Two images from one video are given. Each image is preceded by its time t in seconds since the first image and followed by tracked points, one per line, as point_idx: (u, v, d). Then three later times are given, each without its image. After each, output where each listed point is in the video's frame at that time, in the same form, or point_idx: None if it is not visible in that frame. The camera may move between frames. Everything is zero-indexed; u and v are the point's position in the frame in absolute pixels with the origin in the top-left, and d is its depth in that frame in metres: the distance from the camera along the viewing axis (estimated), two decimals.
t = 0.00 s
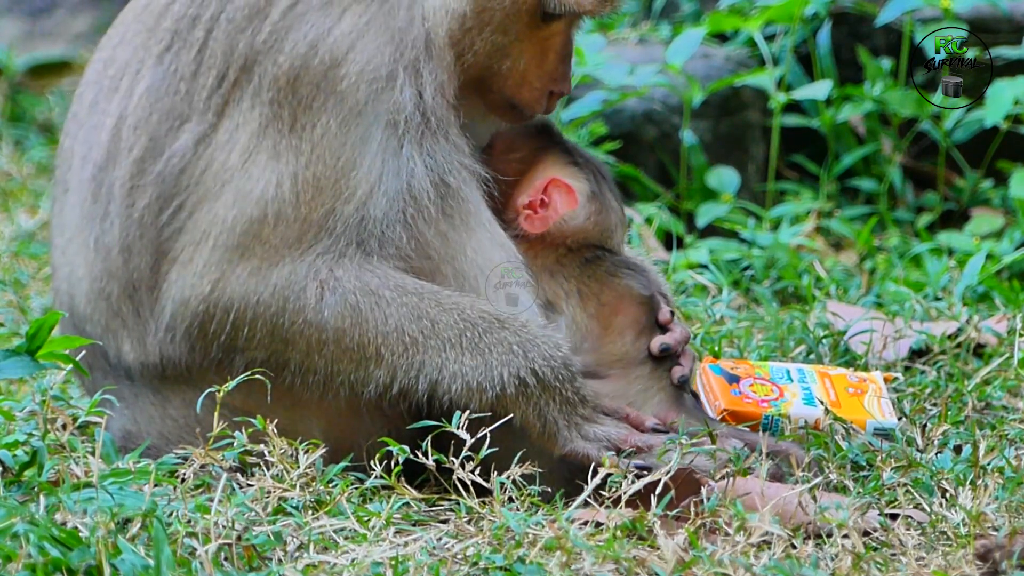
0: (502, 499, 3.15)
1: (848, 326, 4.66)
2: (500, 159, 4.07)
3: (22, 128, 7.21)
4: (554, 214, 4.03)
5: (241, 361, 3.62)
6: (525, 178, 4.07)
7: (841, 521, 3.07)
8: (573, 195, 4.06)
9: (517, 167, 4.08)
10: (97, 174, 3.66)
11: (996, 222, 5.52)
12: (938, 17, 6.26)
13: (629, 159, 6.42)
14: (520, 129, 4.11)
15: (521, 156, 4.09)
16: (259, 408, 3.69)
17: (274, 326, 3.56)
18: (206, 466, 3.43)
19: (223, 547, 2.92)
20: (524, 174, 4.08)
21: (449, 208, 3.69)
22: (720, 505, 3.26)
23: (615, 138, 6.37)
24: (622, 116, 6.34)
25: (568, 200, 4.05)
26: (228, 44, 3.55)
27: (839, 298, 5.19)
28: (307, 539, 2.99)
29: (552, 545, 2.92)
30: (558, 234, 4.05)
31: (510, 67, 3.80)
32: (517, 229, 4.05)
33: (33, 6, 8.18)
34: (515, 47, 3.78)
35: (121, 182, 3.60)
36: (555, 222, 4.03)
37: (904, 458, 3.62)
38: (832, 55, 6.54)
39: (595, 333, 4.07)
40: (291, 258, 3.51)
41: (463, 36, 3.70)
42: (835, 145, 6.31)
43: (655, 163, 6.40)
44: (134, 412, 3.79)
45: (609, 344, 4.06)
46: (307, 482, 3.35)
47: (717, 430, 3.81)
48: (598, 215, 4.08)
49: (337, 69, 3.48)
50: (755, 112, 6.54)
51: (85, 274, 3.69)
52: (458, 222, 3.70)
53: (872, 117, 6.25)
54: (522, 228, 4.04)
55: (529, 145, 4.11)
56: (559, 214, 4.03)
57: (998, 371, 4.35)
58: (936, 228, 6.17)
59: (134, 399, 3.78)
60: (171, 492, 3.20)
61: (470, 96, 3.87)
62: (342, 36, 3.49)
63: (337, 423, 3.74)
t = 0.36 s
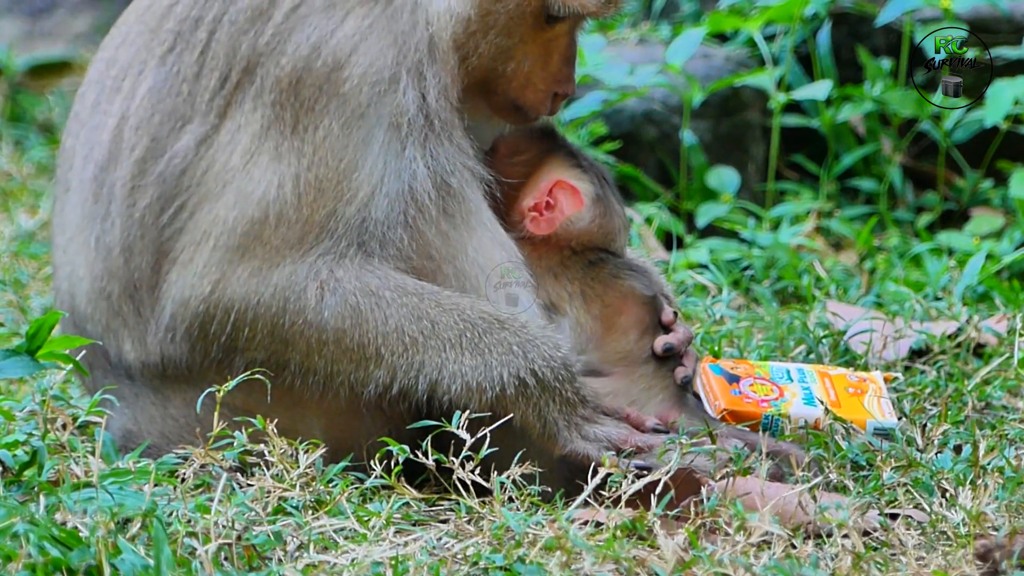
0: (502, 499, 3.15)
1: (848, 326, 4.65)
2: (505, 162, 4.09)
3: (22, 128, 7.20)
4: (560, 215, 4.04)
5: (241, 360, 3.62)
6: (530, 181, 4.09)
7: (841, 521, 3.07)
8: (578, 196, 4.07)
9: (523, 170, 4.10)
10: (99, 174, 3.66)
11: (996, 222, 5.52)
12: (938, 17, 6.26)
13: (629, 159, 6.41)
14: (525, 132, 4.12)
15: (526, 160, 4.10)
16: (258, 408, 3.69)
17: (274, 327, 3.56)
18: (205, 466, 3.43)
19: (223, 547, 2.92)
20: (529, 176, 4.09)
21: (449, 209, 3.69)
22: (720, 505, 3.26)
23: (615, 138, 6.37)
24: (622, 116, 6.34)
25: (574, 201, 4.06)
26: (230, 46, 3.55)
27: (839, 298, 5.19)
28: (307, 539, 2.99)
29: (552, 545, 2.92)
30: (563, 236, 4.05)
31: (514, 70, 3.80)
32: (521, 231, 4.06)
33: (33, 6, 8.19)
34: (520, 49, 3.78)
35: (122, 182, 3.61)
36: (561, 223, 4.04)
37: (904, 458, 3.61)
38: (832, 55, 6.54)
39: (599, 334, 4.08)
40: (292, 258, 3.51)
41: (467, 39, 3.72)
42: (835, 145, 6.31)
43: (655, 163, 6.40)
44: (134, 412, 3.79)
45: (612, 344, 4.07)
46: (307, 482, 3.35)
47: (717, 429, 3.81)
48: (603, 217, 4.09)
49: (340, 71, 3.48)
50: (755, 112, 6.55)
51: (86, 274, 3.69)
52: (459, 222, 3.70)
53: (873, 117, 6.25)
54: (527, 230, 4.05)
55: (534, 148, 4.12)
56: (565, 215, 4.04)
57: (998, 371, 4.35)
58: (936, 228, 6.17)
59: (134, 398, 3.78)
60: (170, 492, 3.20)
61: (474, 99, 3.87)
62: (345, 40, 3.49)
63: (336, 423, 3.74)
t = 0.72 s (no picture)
0: (502, 499, 3.15)
1: (848, 326, 4.65)
2: (508, 164, 4.08)
3: (22, 128, 7.20)
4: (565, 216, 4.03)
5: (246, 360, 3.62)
6: (535, 181, 4.08)
7: (841, 521, 3.07)
8: (582, 198, 4.06)
9: (526, 171, 4.10)
10: (99, 173, 3.66)
11: (996, 222, 5.52)
12: (938, 17, 6.26)
13: (629, 159, 6.42)
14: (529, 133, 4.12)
15: (529, 161, 4.10)
16: (259, 408, 3.70)
17: (280, 328, 3.56)
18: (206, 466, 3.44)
19: (223, 547, 2.92)
20: (534, 177, 4.08)
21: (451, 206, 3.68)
22: (720, 505, 3.26)
23: (615, 138, 6.37)
24: (622, 116, 6.35)
25: (578, 202, 4.06)
26: (230, 46, 3.55)
27: (839, 298, 5.19)
28: (307, 539, 2.99)
29: (552, 545, 2.92)
30: (568, 237, 4.04)
31: (516, 74, 3.81)
32: (525, 233, 4.05)
33: (33, 6, 8.19)
34: (524, 52, 3.79)
35: (122, 182, 3.61)
36: (565, 225, 4.03)
37: (904, 458, 3.61)
38: (832, 55, 6.54)
39: (602, 334, 4.09)
40: (294, 261, 3.51)
41: (470, 42, 3.72)
42: (835, 145, 6.32)
43: (655, 163, 6.40)
44: (135, 412, 3.79)
45: (615, 343, 4.09)
46: (307, 483, 3.35)
47: (717, 429, 3.82)
48: (606, 220, 4.08)
49: (341, 74, 3.48)
50: (755, 112, 6.55)
51: (86, 274, 3.69)
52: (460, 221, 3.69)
53: (873, 117, 6.25)
54: (532, 232, 4.04)
55: (537, 150, 4.11)
56: (569, 216, 4.03)
57: (998, 371, 4.35)
58: (936, 228, 6.17)
59: (134, 398, 3.78)
60: (170, 493, 3.20)
61: (476, 101, 3.88)
62: (346, 41, 3.49)
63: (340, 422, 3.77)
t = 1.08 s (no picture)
0: (502, 499, 3.15)
1: (848, 326, 4.66)
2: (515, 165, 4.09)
3: (22, 128, 7.19)
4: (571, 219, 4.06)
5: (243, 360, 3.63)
6: (540, 187, 4.10)
7: (841, 521, 3.07)
8: (590, 201, 4.09)
9: (531, 175, 4.11)
10: (100, 187, 3.63)
11: (996, 222, 5.52)
12: (938, 18, 6.26)
13: (629, 159, 6.42)
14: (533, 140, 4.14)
15: (535, 164, 4.11)
16: (259, 408, 3.71)
17: (288, 326, 3.54)
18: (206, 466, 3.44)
19: (223, 547, 2.92)
20: (538, 184, 4.10)
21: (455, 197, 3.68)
22: (720, 505, 3.26)
23: (615, 138, 6.38)
24: (622, 116, 6.35)
25: (586, 205, 4.09)
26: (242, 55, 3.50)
27: (839, 298, 5.19)
28: (307, 540, 2.99)
29: (552, 545, 2.92)
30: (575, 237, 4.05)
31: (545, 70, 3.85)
32: (531, 236, 4.06)
33: (33, 6, 8.19)
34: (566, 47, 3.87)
35: (129, 194, 3.58)
36: (573, 228, 4.05)
37: (904, 458, 3.61)
38: (832, 55, 6.54)
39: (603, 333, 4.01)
40: (299, 259, 3.48)
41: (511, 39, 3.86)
42: (835, 145, 6.32)
43: (655, 163, 6.41)
44: (135, 413, 3.80)
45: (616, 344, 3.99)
46: (307, 482, 3.36)
47: (717, 429, 3.83)
48: (611, 223, 4.11)
49: (383, 65, 3.42)
50: (755, 112, 6.55)
51: (89, 287, 3.69)
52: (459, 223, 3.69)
53: (873, 116, 6.25)
54: (538, 236, 4.05)
55: (543, 153, 4.13)
56: (577, 220, 4.06)
57: (998, 371, 4.35)
58: (936, 228, 6.17)
59: (136, 400, 3.79)
60: (170, 493, 3.21)
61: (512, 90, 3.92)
62: (376, 37, 3.42)
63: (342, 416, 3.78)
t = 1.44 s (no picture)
0: (502, 499, 3.15)
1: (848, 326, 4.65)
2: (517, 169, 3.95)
3: (22, 128, 7.19)
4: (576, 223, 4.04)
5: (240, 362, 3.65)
6: (543, 188, 4.00)
7: (841, 521, 3.07)
8: (593, 203, 4.06)
9: (534, 178, 3.98)
10: (95, 180, 3.61)
11: (996, 222, 5.52)
12: (938, 18, 6.26)
13: (629, 159, 6.41)
14: (534, 136, 3.96)
15: (538, 167, 3.97)
16: (258, 408, 3.73)
17: (273, 318, 3.54)
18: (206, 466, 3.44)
19: (223, 547, 2.92)
20: (542, 184, 4.00)
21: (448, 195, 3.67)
22: (720, 505, 3.26)
23: (615, 138, 6.37)
24: (622, 116, 6.35)
25: (589, 209, 4.05)
26: (225, 54, 3.48)
27: (839, 298, 5.19)
28: (307, 540, 2.99)
29: (552, 545, 2.92)
30: (580, 239, 4.06)
31: (533, 96, 3.81)
32: (533, 236, 4.02)
33: (33, 6, 8.19)
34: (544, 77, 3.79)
35: (119, 191, 3.55)
36: (576, 230, 4.04)
37: (904, 458, 3.62)
38: (832, 55, 6.54)
39: (607, 331, 4.10)
40: (284, 255, 3.49)
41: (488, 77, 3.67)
42: (835, 145, 6.32)
43: (654, 163, 6.40)
44: (133, 412, 3.80)
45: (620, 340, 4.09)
46: (307, 483, 3.36)
47: (717, 430, 3.84)
48: (613, 224, 4.10)
49: (337, 82, 3.43)
50: (755, 112, 6.55)
51: (83, 282, 3.68)
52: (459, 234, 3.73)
53: (872, 116, 6.25)
54: (540, 236, 4.02)
55: (546, 155, 3.98)
56: (580, 223, 4.04)
57: (998, 371, 4.35)
58: (936, 228, 6.17)
59: (134, 399, 3.78)
60: (170, 493, 3.21)
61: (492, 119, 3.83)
62: (341, 52, 3.43)
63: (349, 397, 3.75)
